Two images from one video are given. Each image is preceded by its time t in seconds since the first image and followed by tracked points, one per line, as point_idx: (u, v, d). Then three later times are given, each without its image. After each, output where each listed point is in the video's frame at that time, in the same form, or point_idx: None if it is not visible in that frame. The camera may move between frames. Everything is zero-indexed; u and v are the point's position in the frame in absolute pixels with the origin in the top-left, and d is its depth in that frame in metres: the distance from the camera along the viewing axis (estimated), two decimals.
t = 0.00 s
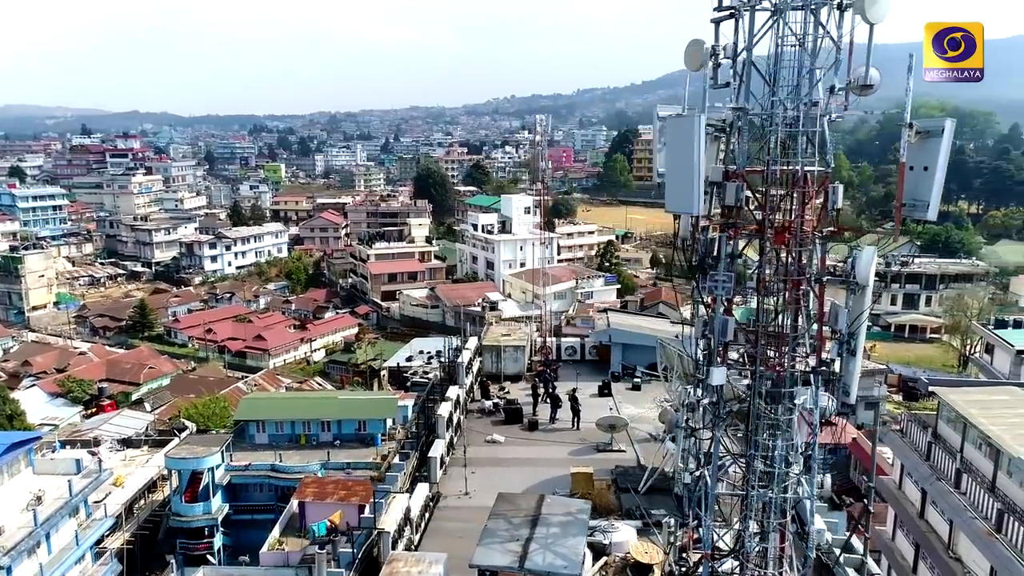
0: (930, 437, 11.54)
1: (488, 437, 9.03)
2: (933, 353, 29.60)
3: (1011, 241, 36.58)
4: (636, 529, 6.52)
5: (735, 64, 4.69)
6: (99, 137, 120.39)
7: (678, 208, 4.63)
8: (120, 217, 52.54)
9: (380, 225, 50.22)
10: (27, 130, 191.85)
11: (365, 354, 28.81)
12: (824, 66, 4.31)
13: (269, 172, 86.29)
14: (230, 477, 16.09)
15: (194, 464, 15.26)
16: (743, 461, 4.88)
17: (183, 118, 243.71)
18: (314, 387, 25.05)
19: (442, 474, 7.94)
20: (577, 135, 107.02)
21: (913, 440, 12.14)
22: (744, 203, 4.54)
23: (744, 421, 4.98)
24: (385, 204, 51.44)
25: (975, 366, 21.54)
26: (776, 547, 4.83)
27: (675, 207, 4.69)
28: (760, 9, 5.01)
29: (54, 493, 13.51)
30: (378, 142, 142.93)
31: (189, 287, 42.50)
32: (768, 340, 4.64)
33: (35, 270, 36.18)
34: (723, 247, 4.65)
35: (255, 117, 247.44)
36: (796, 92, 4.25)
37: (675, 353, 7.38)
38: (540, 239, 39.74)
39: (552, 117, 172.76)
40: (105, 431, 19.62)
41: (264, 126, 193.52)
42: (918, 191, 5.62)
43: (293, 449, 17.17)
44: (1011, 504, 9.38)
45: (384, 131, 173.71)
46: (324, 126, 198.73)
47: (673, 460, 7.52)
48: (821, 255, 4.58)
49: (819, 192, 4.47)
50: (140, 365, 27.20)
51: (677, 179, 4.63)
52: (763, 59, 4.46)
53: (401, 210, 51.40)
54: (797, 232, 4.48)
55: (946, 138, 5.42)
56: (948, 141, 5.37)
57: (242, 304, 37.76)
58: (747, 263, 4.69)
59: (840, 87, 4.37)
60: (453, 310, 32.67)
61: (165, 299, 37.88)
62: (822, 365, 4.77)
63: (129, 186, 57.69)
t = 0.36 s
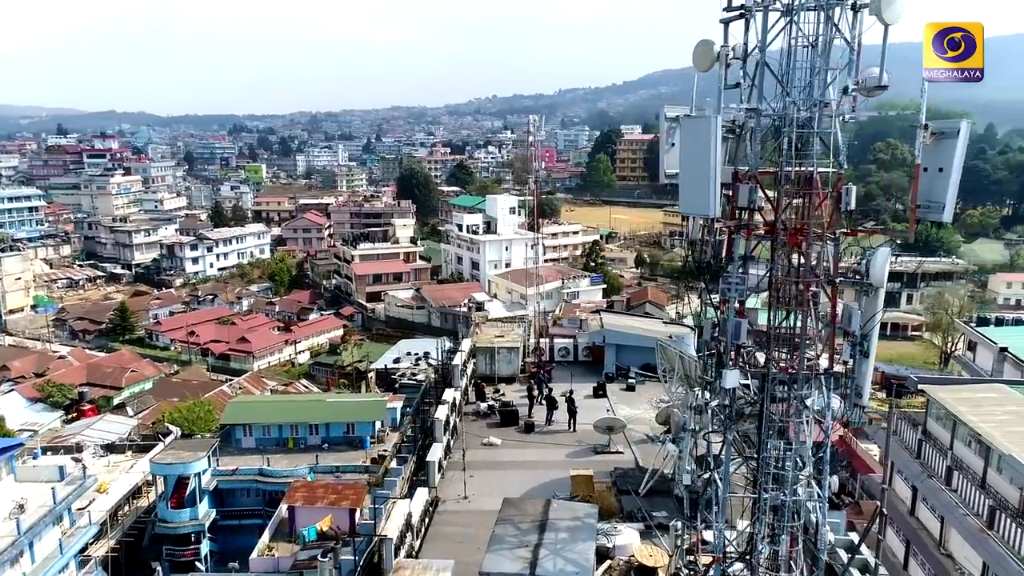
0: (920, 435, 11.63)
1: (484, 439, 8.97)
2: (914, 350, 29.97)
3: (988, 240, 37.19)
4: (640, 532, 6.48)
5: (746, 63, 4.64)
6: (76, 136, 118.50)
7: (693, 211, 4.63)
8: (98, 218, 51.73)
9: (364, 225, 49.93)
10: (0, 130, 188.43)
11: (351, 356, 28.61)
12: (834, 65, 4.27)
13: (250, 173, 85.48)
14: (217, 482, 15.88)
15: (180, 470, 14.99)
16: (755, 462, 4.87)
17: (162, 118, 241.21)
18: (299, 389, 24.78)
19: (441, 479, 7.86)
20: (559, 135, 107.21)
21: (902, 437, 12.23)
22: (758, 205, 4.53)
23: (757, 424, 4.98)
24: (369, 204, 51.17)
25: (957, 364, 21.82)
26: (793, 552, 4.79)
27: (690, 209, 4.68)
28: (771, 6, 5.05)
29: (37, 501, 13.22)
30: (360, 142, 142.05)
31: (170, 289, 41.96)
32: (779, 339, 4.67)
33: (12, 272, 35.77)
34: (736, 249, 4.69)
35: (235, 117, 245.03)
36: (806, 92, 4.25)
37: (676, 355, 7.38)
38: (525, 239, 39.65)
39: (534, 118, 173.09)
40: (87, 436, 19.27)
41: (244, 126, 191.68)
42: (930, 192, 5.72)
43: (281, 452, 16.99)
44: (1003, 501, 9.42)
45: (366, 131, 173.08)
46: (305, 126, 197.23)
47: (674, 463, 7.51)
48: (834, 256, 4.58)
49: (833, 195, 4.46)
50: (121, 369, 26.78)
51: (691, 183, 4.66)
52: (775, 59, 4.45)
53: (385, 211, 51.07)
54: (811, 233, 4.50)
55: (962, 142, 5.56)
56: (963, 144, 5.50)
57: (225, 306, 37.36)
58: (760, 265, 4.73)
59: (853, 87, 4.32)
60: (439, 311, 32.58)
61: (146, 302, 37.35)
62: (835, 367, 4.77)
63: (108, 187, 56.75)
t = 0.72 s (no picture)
0: (906, 432, 11.74)
1: (477, 442, 8.88)
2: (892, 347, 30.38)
3: (961, 238, 37.93)
4: (640, 534, 6.45)
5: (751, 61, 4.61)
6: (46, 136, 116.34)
7: (705, 212, 4.58)
8: (71, 219, 50.78)
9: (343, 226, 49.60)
10: None
11: (333, 358, 28.35)
12: (841, 65, 4.26)
13: (226, 173, 84.54)
14: (200, 488, 15.62)
15: (162, 476, 14.72)
16: (762, 463, 4.88)
17: (134, 118, 237.74)
18: (281, 392, 24.50)
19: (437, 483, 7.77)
20: (538, 135, 107.52)
21: (888, 434, 12.34)
22: (768, 207, 4.52)
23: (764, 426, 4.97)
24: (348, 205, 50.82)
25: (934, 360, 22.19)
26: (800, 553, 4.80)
27: (700, 210, 4.65)
28: (771, 7, 5.05)
29: (14, 510, 12.90)
30: (338, 142, 141.10)
31: (146, 291, 41.31)
32: (788, 340, 4.67)
33: None
34: (746, 250, 4.68)
35: (209, 117, 242.20)
36: (816, 91, 4.24)
37: (673, 357, 7.38)
38: (506, 239, 39.61)
39: (512, 118, 173.35)
40: (64, 443, 18.85)
41: (219, 126, 189.42)
42: (940, 193, 5.74)
43: (264, 457, 16.78)
44: (990, 496, 9.54)
45: (343, 131, 172.02)
46: (281, 126, 195.34)
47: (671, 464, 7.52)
48: (843, 257, 4.59)
49: (842, 196, 4.47)
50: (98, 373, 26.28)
51: (703, 185, 4.62)
52: (783, 59, 4.43)
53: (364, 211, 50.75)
54: (819, 233, 4.50)
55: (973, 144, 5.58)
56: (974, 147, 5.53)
57: (203, 309, 36.87)
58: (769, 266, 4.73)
59: (860, 87, 4.31)
60: (421, 312, 32.43)
61: (121, 304, 36.71)
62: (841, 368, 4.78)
63: (80, 188, 55.69)
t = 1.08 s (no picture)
0: (892, 429, 11.85)
1: (472, 444, 8.81)
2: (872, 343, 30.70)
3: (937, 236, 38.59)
4: (641, 535, 6.43)
5: (761, 61, 4.63)
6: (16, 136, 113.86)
7: (717, 213, 4.57)
8: (43, 220, 49.81)
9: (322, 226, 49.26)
10: None
11: (315, 360, 28.08)
12: (850, 66, 4.30)
13: (202, 173, 83.47)
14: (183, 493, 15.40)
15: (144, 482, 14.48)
16: (770, 463, 4.89)
17: (107, 117, 234.03)
18: (263, 395, 24.20)
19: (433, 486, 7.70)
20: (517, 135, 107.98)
21: (875, 431, 12.45)
22: (778, 207, 4.54)
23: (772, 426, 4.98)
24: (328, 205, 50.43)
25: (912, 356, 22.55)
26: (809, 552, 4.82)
27: (712, 212, 4.64)
28: (778, 8, 5.09)
29: None
30: (315, 141, 139.92)
31: (122, 293, 40.66)
32: (796, 340, 4.68)
33: None
34: (756, 250, 4.67)
35: (183, 117, 238.85)
36: (826, 92, 4.28)
37: (670, 356, 7.37)
38: (489, 239, 39.54)
39: (490, 118, 173.19)
40: (41, 449, 18.46)
41: (194, 126, 186.91)
42: (950, 192, 5.97)
43: (248, 461, 16.57)
44: (977, 491, 9.66)
45: (321, 131, 170.74)
46: (257, 126, 193.41)
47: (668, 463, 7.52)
48: (851, 257, 4.62)
49: (851, 196, 4.50)
50: (74, 378, 25.80)
51: (715, 185, 4.60)
52: (794, 60, 4.46)
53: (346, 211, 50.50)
54: (829, 233, 4.51)
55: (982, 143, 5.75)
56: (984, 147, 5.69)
57: (181, 311, 36.37)
58: (778, 266, 4.73)
59: (870, 87, 4.35)
60: (404, 313, 32.28)
61: (97, 307, 36.07)
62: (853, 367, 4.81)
63: (52, 188, 54.54)
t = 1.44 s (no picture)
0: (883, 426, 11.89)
1: (467, 446, 8.74)
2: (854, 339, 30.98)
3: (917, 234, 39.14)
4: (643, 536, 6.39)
5: (774, 59, 4.59)
6: None
7: (732, 212, 4.54)
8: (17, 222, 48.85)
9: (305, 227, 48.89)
10: None
11: (299, 361, 27.82)
12: (862, 65, 4.29)
13: (180, 174, 82.47)
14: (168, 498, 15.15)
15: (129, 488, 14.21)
16: (779, 463, 4.86)
17: (82, 118, 230.58)
18: (247, 398, 23.88)
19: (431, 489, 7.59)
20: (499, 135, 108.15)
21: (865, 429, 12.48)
22: (790, 206, 4.52)
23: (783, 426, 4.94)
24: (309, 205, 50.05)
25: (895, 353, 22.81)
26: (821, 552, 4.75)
27: (726, 212, 4.60)
28: (788, 6, 5.07)
29: None
30: (295, 141, 138.84)
31: (101, 295, 40.01)
32: (808, 340, 4.66)
33: None
34: (767, 249, 4.66)
35: (160, 116, 235.86)
36: (838, 90, 4.25)
37: (670, 357, 7.34)
38: (473, 239, 39.45)
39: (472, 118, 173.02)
40: (20, 454, 18.09)
41: (171, 126, 184.62)
42: (964, 191, 5.54)
43: (234, 465, 16.34)
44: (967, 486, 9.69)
45: (301, 132, 169.58)
46: (236, 125, 191.55)
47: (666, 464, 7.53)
48: (861, 256, 4.61)
49: (863, 196, 4.49)
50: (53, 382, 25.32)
51: (729, 185, 4.57)
52: (805, 60, 4.44)
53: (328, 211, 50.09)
54: (838, 233, 4.51)
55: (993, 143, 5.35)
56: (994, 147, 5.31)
57: (161, 313, 35.84)
58: (788, 267, 4.73)
59: (881, 86, 4.34)
60: (389, 314, 32.08)
61: (74, 309, 35.46)
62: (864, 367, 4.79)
63: (27, 189, 53.48)
